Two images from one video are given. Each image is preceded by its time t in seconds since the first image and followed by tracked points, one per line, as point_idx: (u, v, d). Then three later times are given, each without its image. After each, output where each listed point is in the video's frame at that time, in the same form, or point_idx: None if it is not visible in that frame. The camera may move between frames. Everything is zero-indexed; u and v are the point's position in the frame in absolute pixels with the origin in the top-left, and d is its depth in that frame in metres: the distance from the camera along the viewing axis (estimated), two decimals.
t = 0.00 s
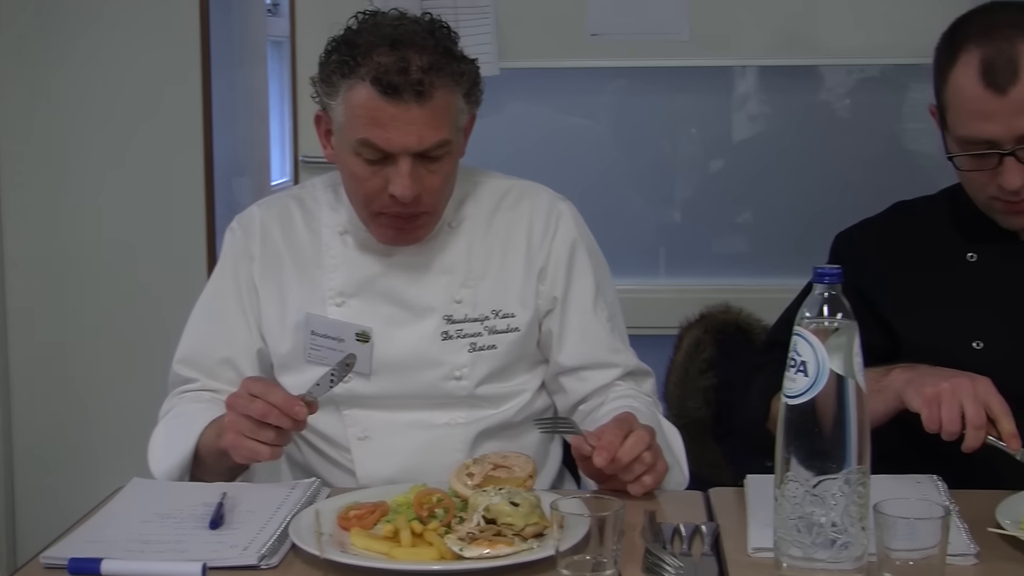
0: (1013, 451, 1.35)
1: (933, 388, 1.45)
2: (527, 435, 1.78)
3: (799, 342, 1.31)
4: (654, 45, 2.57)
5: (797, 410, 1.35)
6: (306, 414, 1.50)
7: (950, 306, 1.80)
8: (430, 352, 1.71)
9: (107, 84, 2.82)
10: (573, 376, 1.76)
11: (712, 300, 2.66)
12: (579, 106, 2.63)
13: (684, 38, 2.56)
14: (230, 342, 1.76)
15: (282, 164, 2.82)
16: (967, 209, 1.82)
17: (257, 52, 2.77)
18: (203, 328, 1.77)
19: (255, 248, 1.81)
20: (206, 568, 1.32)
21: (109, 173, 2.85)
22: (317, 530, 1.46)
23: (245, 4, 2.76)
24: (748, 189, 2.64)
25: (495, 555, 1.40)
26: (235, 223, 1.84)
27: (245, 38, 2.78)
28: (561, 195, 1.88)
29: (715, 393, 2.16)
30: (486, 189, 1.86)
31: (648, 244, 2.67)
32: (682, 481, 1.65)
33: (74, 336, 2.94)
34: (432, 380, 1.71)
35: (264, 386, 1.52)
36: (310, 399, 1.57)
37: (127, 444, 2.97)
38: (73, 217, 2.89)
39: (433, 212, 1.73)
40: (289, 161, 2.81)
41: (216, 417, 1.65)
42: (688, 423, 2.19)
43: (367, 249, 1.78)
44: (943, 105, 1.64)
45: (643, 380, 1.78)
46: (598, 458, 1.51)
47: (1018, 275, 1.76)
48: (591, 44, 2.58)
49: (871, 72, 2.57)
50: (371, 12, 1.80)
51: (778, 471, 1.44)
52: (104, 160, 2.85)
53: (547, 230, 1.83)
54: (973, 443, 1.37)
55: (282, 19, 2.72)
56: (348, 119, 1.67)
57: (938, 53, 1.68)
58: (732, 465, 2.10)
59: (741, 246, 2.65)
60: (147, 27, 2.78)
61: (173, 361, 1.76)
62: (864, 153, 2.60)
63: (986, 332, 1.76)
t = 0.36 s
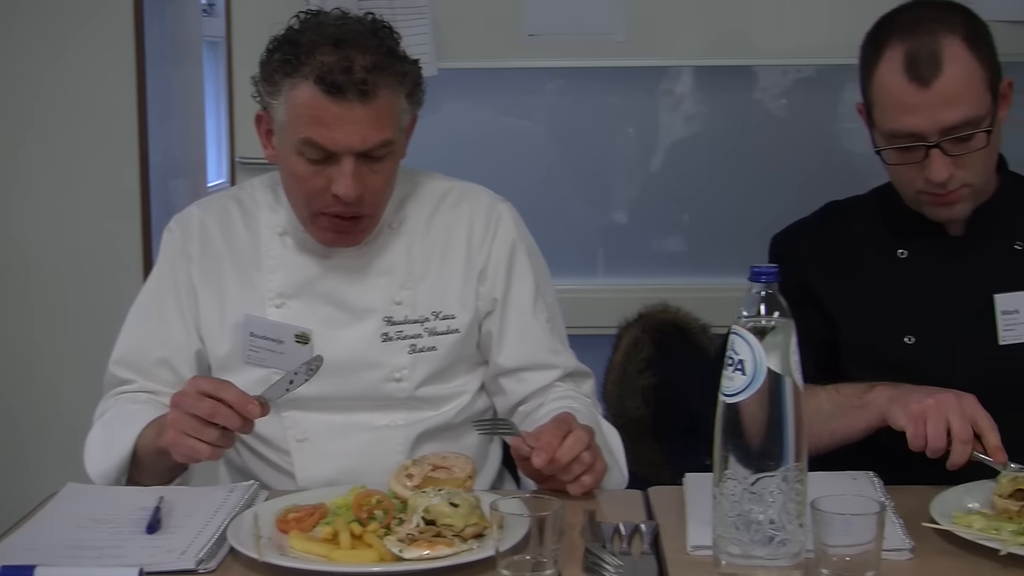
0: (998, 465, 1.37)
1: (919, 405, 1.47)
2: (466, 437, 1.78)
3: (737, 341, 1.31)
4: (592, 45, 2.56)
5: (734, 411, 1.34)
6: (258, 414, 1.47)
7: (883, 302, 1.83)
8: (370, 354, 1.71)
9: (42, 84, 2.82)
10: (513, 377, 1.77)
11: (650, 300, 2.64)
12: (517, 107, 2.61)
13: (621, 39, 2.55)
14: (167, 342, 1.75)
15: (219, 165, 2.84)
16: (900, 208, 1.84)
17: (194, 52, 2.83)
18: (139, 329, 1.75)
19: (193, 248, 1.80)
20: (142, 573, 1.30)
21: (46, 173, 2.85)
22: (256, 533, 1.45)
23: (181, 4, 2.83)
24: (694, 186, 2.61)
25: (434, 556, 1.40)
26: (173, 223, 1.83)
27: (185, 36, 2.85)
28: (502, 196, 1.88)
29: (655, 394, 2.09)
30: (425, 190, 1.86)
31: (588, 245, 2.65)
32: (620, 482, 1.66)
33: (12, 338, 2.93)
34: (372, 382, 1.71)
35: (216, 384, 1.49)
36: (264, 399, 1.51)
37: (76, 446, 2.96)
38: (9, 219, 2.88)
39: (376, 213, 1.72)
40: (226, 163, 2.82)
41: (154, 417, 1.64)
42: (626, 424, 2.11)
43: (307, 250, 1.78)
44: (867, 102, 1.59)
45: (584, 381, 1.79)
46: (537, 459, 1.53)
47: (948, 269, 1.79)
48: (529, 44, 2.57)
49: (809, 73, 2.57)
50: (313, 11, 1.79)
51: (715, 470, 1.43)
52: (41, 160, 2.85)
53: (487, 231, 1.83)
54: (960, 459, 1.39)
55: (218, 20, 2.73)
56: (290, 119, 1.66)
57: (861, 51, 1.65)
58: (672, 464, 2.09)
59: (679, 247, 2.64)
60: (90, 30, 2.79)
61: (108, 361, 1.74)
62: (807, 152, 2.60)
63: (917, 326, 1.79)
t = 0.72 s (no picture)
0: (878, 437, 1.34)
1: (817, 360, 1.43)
2: (401, 439, 1.81)
3: (671, 339, 1.31)
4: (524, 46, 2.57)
5: (672, 409, 1.35)
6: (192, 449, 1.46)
7: (817, 300, 1.80)
8: (306, 356, 1.74)
9: None
10: (458, 378, 1.79)
11: (584, 300, 2.66)
12: (451, 107, 2.62)
13: (554, 38, 2.56)
14: (98, 342, 1.74)
15: (151, 168, 2.83)
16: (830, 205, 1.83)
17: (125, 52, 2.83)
18: (69, 328, 1.74)
19: (127, 248, 1.79)
20: None
21: None
22: (190, 537, 1.44)
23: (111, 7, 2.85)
24: (622, 185, 2.64)
25: (370, 558, 1.39)
26: (107, 222, 1.82)
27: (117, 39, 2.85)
28: (441, 201, 1.90)
29: (590, 393, 2.12)
30: (363, 193, 1.87)
31: (521, 244, 2.67)
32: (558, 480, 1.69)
33: None
34: (308, 384, 1.73)
35: (158, 410, 1.46)
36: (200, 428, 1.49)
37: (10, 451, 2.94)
38: None
39: (317, 210, 1.72)
40: (158, 166, 2.81)
41: (85, 412, 1.63)
42: (563, 423, 2.14)
43: (243, 250, 1.78)
44: (801, 101, 1.65)
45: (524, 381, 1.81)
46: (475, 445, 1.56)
47: (878, 268, 1.78)
48: (463, 44, 2.57)
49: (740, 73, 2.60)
50: (254, 8, 1.76)
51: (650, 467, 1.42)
52: None
53: (425, 235, 1.85)
54: (840, 420, 1.36)
55: (149, 20, 2.72)
56: (231, 116, 1.65)
57: (794, 50, 1.69)
58: (607, 463, 2.10)
59: (611, 246, 2.66)
60: (22, 33, 2.78)
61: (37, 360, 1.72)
62: (740, 153, 2.62)
63: (847, 323, 1.78)
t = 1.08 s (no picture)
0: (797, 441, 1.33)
1: (730, 367, 1.41)
2: (325, 441, 1.79)
3: (595, 337, 1.31)
4: (445, 46, 2.48)
5: (598, 408, 1.34)
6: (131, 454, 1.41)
7: (737, 300, 1.80)
8: (238, 359, 1.72)
9: None
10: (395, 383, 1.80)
11: (508, 298, 2.61)
12: (371, 106, 2.54)
13: (477, 38, 2.48)
14: (22, 341, 1.71)
15: (67, 168, 2.72)
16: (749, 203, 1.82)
17: (39, 51, 2.71)
18: None
19: (56, 243, 1.76)
20: None
21: None
22: (109, 542, 1.42)
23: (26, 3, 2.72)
24: (546, 183, 2.58)
25: (294, 560, 1.38)
26: (33, 216, 1.79)
27: (30, 35, 2.74)
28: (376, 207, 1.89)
29: (514, 392, 2.16)
30: (300, 196, 1.86)
31: (445, 245, 2.60)
32: (485, 469, 1.71)
33: None
34: (238, 388, 1.71)
35: (100, 410, 1.40)
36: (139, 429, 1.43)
37: None
38: None
39: (256, 211, 1.69)
40: (74, 166, 2.69)
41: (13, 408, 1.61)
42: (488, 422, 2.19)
43: (177, 249, 1.75)
44: (722, 101, 1.66)
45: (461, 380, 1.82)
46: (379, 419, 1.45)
47: (798, 266, 1.79)
48: (385, 44, 2.47)
49: (661, 72, 2.55)
50: (198, 6, 1.74)
51: (574, 466, 1.42)
52: None
53: (361, 240, 1.84)
54: (761, 427, 1.34)
55: (64, 18, 2.64)
56: (172, 114, 1.62)
57: (715, 51, 1.71)
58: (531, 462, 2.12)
59: (535, 245, 2.61)
60: None
61: None
62: (666, 151, 2.59)
63: (769, 321, 1.77)
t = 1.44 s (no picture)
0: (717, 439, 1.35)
1: (638, 382, 1.41)
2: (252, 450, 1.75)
3: (516, 339, 1.28)
4: (364, 48, 2.39)
5: (520, 407, 1.32)
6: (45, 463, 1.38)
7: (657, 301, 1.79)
8: (166, 361, 1.69)
9: None
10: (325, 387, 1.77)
11: (428, 299, 2.55)
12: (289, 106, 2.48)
13: (396, 40, 2.40)
14: None
15: None
16: (667, 203, 1.82)
17: None
18: None
19: None
20: None
21: None
22: (23, 551, 1.39)
23: None
24: (470, 183, 2.55)
25: (215, 565, 1.37)
26: None
27: None
28: (305, 206, 1.86)
29: (436, 392, 2.17)
30: (232, 197, 1.82)
31: (366, 244, 2.55)
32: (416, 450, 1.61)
33: None
34: (165, 391, 1.69)
35: (37, 409, 1.39)
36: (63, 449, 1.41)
37: None
38: None
39: (189, 214, 1.62)
40: None
41: None
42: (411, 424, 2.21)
43: (109, 247, 1.70)
44: (635, 101, 1.67)
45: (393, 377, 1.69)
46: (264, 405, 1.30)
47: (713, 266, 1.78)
48: (305, 45, 2.38)
49: (582, 72, 2.53)
50: (141, 3, 1.65)
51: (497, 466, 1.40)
52: None
53: (289, 241, 1.81)
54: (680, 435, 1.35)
55: None
56: (109, 112, 1.54)
57: (629, 53, 1.72)
58: (453, 463, 2.12)
59: (456, 245, 2.57)
60: None
61: None
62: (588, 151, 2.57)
63: (687, 322, 1.76)
